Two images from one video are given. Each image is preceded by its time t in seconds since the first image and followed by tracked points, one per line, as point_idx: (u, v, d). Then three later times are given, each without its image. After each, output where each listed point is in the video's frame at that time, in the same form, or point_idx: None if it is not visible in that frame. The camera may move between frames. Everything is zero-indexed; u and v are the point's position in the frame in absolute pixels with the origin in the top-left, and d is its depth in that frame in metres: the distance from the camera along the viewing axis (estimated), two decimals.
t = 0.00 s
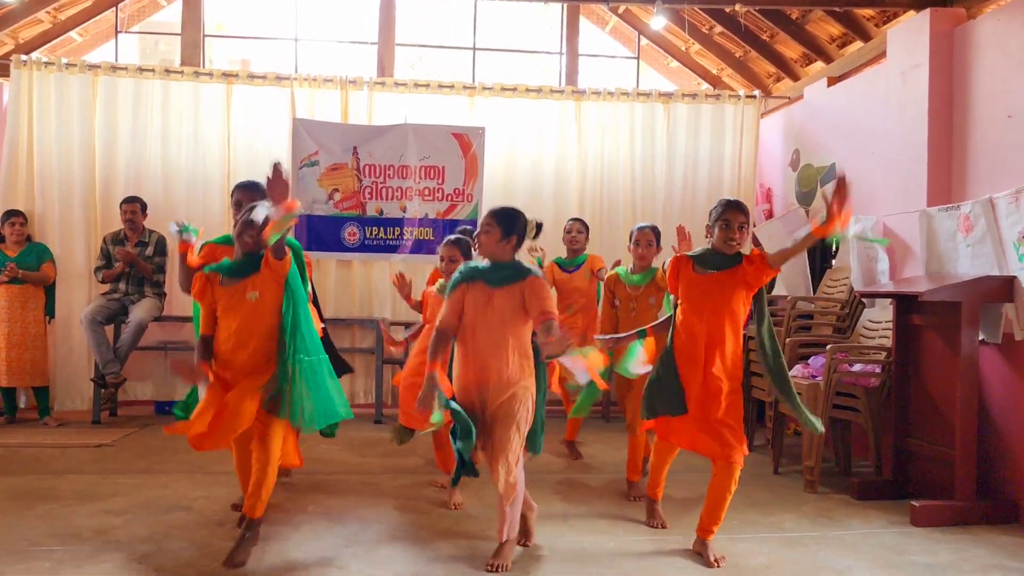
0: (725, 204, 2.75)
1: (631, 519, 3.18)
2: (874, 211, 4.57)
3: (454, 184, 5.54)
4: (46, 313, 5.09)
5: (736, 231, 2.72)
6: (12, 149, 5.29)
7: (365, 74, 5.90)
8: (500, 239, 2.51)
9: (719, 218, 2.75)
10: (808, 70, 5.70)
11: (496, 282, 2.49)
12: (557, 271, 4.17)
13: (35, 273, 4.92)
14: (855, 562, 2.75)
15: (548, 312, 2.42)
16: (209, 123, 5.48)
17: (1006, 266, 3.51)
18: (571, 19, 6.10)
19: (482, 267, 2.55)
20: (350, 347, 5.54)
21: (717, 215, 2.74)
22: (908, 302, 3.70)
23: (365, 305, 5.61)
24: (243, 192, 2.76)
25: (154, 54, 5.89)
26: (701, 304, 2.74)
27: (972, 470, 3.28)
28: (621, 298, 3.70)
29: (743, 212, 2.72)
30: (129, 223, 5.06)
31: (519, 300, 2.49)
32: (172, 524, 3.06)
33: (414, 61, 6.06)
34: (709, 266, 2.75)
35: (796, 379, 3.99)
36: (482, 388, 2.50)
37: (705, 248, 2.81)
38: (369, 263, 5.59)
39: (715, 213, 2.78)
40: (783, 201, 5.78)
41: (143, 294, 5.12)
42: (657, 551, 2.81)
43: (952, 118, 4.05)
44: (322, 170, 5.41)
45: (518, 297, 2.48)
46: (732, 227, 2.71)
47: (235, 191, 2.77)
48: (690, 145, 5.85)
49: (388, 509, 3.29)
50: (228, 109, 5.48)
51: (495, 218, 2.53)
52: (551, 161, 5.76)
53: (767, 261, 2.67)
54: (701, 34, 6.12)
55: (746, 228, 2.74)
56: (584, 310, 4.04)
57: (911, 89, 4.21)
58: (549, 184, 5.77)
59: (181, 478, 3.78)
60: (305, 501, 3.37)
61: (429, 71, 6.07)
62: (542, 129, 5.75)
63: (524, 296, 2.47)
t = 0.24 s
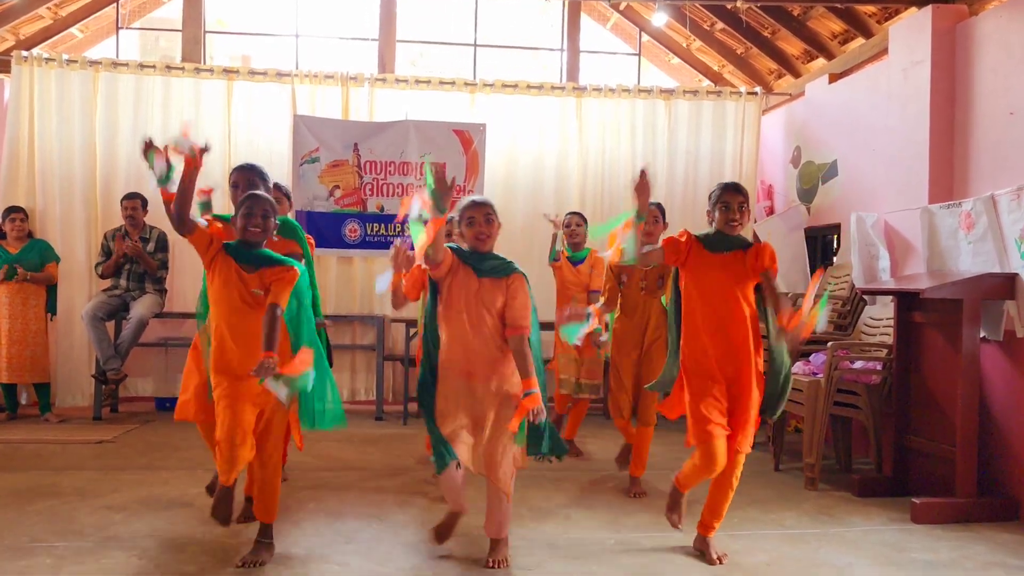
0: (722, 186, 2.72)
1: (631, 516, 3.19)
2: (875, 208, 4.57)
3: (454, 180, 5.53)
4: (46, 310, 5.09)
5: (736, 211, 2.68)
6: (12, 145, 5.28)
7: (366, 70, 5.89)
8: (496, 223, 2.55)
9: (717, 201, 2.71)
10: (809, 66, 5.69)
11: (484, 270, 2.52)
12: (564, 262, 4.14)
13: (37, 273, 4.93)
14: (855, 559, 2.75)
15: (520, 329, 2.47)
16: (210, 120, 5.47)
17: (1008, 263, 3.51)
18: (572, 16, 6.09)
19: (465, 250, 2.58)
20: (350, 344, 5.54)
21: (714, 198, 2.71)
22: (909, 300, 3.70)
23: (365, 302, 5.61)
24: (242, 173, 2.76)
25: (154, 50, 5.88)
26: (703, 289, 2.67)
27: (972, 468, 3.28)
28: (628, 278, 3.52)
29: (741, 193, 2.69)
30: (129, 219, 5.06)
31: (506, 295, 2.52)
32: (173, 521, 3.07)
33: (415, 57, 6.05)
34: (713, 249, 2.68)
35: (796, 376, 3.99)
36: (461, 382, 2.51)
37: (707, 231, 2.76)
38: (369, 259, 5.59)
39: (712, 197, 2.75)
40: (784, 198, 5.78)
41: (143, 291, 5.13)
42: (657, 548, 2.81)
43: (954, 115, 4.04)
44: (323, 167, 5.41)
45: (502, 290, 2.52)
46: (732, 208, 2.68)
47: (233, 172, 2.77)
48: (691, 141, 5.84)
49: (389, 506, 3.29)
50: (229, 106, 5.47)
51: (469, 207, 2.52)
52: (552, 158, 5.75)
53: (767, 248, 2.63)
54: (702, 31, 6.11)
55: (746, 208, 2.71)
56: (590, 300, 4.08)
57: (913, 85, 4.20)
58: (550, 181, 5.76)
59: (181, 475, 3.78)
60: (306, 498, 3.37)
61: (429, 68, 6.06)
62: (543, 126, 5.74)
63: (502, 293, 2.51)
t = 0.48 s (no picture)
0: (725, 191, 2.49)
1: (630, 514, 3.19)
2: (875, 206, 4.56)
3: (454, 178, 5.53)
4: (46, 308, 5.09)
5: (744, 216, 2.45)
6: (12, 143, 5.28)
7: (366, 68, 5.88)
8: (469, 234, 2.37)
9: (721, 206, 2.47)
10: (809, 64, 5.68)
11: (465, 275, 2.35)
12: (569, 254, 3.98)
13: (37, 266, 4.92)
14: (855, 558, 2.75)
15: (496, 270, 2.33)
16: (210, 117, 5.47)
17: (1008, 261, 3.50)
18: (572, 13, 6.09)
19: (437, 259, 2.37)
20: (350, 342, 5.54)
21: (716, 204, 2.47)
22: (909, 298, 3.70)
23: (364, 300, 5.61)
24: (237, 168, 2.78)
25: (154, 48, 5.88)
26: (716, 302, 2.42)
27: (972, 465, 3.28)
28: (636, 274, 3.10)
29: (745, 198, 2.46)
30: (129, 217, 5.06)
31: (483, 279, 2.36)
32: (172, 518, 3.07)
33: (415, 54, 6.04)
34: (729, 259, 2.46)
35: (796, 374, 3.99)
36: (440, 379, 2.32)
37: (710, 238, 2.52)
38: (369, 257, 5.59)
39: (714, 201, 2.50)
40: (783, 196, 5.78)
41: (143, 289, 5.12)
42: (657, 546, 2.81)
43: (954, 112, 4.04)
44: (322, 164, 5.40)
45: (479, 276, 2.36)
46: (739, 215, 2.45)
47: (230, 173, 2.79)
48: (690, 139, 5.84)
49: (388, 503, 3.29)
50: (228, 103, 5.47)
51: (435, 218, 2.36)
52: (552, 155, 5.75)
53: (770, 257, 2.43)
54: (702, 28, 6.10)
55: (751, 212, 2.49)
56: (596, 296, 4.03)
57: (913, 83, 4.20)
58: (550, 178, 5.76)
59: (181, 473, 3.78)
60: (305, 496, 3.37)
61: (429, 65, 6.05)
62: (543, 124, 5.73)
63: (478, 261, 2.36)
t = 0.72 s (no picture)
0: (732, 183, 2.53)
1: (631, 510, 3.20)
2: (877, 202, 4.56)
3: (455, 175, 5.53)
4: (48, 305, 5.09)
5: (750, 209, 2.50)
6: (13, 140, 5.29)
7: (367, 65, 5.88)
8: (481, 214, 2.44)
9: (728, 199, 2.52)
10: (810, 60, 5.67)
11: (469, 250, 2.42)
12: (569, 252, 4.09)
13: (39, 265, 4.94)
14: (856, 553, 2.76)
15: (503, 304, 2.35)
16: (211, 114, 5.47)
17: (1009, 257, 3.51)
18: (573, 10, 6.08)
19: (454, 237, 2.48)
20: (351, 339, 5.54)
21: (725, 197, 2.53)
22: (910, 294, 3.70)
23: (366, 296, 5.61)
24: (251, 167, 2.87)
25: (154, 45, 5.87)
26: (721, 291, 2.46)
27: (973, 461, 3.28)
28: (636, 287, 3.17)
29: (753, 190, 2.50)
30: (130, 214, 5.06)
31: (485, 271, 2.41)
32: (174, 515, 3.07)
33: (415, 51, 6.04)
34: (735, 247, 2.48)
35: (797, 370, 3.98)
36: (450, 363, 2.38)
37: (718, 230, 2.58)
38: (370, 254, 5.59)
39: (722, 195, 2.56)
40: (784, 193, 5.77)
41: (144, 286, 5.13)
42: (659, 542, 2.82)
43: (955, 109, 4.03)
44: (323, 161, 5.40)
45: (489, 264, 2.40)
46: (745, 207, 2.49)
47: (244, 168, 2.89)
48: (691, 135, 5.83)
49: (390, 500, 3.29)
50: (230, 100, 5.47)
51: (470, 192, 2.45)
52: (553, 152, 5.75)
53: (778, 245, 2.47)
54: (703, 24, 6.09)
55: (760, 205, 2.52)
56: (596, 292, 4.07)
57: (914, 78, 4.19)
58: (550, 175, 5.76)
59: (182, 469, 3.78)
60: (307, 492, 3.38)
61: (430, 62, 6.05)
62: (543, 120, 5.73)
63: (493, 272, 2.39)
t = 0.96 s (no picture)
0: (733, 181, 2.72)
1: (633, 510, 3.20)
2: (879, 202, 4.55)
3: (457, 175, 5.53)
4: (51, 306, 5.11)
5: (744, 206, 2.69)
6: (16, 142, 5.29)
7: (368, 65, 5.88)
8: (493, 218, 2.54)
9: (726, 196, 2.72)
10: (812, 60, 5.66)
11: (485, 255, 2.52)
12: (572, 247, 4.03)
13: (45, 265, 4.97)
14: (858, 553, 2.76)
15: (507, 301, 2.40)
16: (213, 115, 5.48)
17: (1011, 257, 3.51)
18: (574, 10, 6.08)
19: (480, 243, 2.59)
20: (353, 339, 5.55)
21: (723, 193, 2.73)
22: (912, 294, 3.70)
23: (368, 297, 5.62)
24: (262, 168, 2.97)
25: (156, 46, 5.88)
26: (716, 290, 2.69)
27: (975, 461, 3.28)
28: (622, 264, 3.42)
29: (749, 190, 2.69)
30: (133, 215, 5.07)
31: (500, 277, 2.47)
32: (177, 515, 3.08)
33: (417, 51, 6.04)
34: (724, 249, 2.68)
35: (799, 370, 3.98)
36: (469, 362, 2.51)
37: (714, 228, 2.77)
38: (372, 254, 5.59)
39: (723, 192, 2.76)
40: (786, 192, 5.77)
41: (147, 287, 5.14)
42: (661, 542, 2.82)
43: (957, 109, 4.03)
44: (325, 162, 5.41)
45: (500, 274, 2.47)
46: (739, 205, 2.69)
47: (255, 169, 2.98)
48: (693, 135, 5.83)
49: (392, 500, 3.30)
50: (232, 101, 5.48)
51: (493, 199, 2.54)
52: (554, 152, 5.75)
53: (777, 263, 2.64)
54: (705, 24, 6.08)
55: (754, 206, 2.70)
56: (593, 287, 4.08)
57: (916, 78, 4.19)
58: (552, 175, 5.76)
59: (185, 470, 3.79)
60: (310, 492, 3.39)
61: (432, 63, 6.05)
62: (545, 121, 5.73)
63: (504, 278, 2.46)
